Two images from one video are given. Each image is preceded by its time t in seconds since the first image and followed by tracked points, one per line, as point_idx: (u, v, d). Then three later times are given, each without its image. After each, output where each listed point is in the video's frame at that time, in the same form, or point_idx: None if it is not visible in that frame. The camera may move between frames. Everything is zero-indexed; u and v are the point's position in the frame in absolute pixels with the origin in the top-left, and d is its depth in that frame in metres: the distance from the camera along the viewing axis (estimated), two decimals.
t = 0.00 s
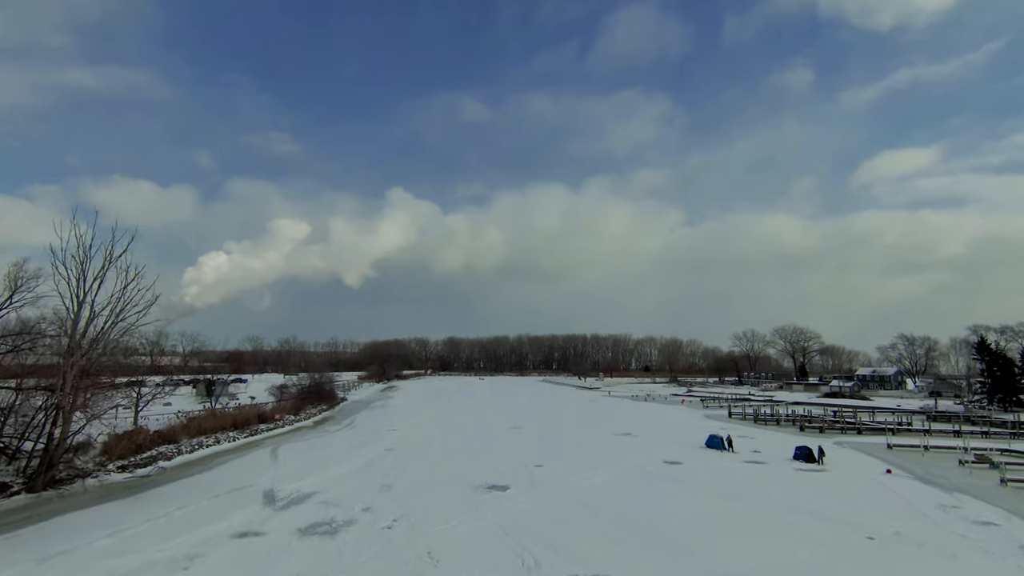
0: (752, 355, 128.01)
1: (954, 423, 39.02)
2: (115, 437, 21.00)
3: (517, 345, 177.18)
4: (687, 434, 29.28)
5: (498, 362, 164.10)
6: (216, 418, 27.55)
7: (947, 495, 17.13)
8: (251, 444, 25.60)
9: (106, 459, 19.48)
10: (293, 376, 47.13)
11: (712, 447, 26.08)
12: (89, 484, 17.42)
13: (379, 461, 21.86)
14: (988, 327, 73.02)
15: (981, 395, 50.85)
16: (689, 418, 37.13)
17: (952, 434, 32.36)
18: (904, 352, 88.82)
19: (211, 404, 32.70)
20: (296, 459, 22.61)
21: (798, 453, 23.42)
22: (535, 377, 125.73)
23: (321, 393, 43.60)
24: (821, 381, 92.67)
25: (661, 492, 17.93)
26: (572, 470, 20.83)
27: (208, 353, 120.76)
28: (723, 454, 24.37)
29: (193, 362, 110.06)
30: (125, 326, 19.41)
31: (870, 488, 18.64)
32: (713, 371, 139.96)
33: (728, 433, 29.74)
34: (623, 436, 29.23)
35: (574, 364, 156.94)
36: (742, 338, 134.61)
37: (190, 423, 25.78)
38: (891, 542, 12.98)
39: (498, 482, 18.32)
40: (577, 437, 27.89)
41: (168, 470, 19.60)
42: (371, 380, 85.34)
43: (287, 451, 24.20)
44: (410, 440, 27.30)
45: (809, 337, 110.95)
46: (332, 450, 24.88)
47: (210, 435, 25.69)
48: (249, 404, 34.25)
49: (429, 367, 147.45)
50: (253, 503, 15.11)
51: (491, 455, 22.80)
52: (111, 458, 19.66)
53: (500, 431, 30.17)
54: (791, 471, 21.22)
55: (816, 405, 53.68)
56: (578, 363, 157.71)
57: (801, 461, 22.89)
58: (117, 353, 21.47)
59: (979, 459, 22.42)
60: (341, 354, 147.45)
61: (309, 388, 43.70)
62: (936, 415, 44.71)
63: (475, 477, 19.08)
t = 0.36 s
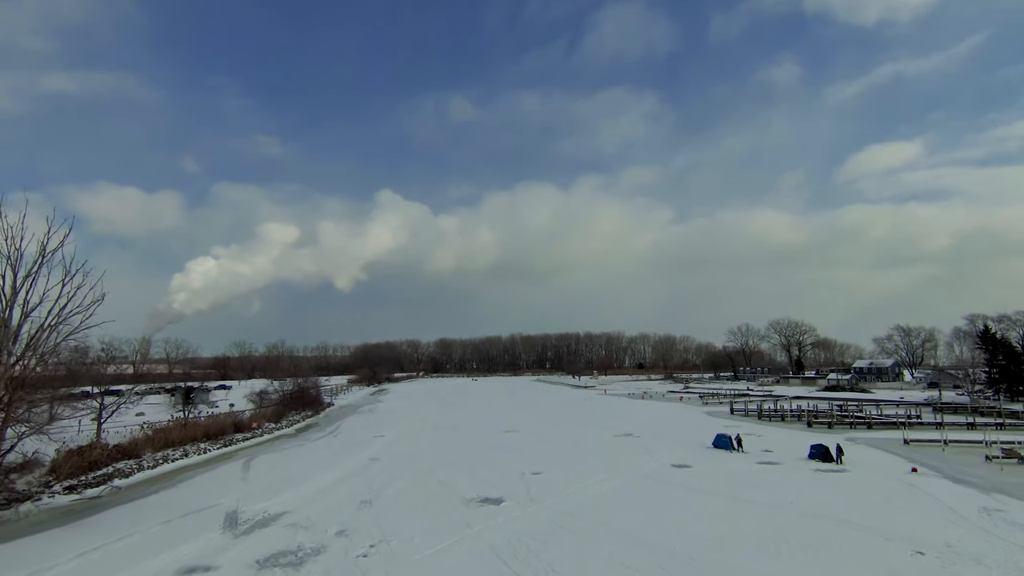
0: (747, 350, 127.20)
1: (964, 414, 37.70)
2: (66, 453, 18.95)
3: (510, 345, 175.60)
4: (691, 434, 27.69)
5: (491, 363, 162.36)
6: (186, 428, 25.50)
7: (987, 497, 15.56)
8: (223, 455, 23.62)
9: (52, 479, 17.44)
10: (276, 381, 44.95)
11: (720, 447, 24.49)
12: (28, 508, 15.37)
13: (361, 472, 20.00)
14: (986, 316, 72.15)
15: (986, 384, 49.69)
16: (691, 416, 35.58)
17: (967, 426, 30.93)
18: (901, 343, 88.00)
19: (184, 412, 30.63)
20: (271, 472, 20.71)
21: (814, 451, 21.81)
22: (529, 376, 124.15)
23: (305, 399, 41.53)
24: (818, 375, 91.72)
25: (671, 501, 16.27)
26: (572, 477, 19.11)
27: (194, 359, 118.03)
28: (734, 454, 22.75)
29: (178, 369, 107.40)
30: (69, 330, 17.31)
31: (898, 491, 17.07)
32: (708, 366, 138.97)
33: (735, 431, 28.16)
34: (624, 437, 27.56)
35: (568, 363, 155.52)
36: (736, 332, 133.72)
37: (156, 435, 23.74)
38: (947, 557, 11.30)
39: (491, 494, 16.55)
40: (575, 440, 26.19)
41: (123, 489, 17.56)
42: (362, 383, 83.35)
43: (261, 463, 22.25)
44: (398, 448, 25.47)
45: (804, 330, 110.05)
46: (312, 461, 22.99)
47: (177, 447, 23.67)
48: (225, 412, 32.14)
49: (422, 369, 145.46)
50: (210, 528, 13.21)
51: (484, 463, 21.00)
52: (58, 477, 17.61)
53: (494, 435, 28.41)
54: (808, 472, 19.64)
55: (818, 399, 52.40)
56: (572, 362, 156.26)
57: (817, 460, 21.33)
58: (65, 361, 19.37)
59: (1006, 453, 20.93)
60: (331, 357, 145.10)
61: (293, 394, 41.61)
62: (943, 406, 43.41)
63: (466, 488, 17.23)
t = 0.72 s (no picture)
0: (745, 345, 125.90)
1: (978, 409, 36.26)
2: (12, 459, 17.09)
3: (505, 341, 174.01)
4: (698, 433, 25.99)
5: (486, 360, 160.66)
6: (155, 430, 23.61)
7: None
8: (194, 460, 21.78)
9: None
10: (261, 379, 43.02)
11: (731, 447, 22.81)
12: None
13: (341, 480, 18.18)
14: (991, 309, 70.86)
15: (996, 378, 48.32)
16: (696, 415, 33.87)
17: (986, 421, 29.45)
18: (903, 337, 86.75)
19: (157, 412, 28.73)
20: (242, 479, 18.86)
21: (834, 452, 20.18)
22: (525, 372, 122.61)
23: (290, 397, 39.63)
24: (819, 369, 90.53)
25: (687, 511, 14.56)
26: (573, 484, 17.36)
27: (184, 357, 115.76)
28: (747, 455, 21.11)
29: (167, 368, 105.18)
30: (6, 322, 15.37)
31: (937, 499, 15.39)
32: (706, 361, 137.67)
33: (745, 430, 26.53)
34: (627, 437, 25.82)
35: (564, 359, 153.82)
36: (735, 327, 132.38)
37: (120, 437, 21.84)
38: None
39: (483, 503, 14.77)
40: (575, 441, 24.44)
41: (72, 500, 15.70)
42: (354, 380, 81.41)
43: (234, 468, 20.42)
44: (384, 450, 23.61)
45: (804, 324, 108.73)
46: (290, 465, 21.16)
47: (144, 451, 21.82)
48: (202, 412, 30.22)
49: (416, 366, 143.53)
50: (158, 550, 11.43)
51: (477, 468, 19.23)
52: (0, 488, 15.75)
53: (488, 436, 26.62)
54: (832, 475, 17.96)
55: (824, 394, 50.80)
56: (568, 358, 154.50)
57: (839, 461, 19.67)
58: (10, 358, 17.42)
59: None
60: (324, 355, 142.95)
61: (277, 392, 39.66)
62: (955, 401, 41.96)
63: (457, 497, 15.50)
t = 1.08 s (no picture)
0: (745, 339, 124.51)
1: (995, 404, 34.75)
2: None
3: (503, 334, 172.51)
4: (707, 432, 24.32)
5: (484, 353, 159.04)
6: (122, 427, 21.85)
7: None
8: (162, 460, 20.03)
9: None
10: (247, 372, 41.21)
11: (744, 446, 21.11)
12: None
13: (318, 483, 16.45)
14: (998, 302, 69.39)
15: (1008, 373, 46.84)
16: (702, 412, 32.22)
17: (1009, 418, 27.92)
18: (906, 331, 85.33)
19: (128, 406, 26.90)
20: (210, 483, 17.11)
21: (857, 452, 18.56)
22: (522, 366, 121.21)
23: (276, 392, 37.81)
24: (821, 363, 89.25)
25: (703, 522, 12.94)
26: (575, 489, 15.65)
27: (175, 350, 113.80)
28: (762, 455, 19.49)
29: (158, 361, 103.24)
30: None
31: (981, 513, 13.72)
32: (705, 355, 136.35)
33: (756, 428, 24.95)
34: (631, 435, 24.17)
35: (562, 353, 152.25)
36: (735, 320, 130.91)
37: (81, 435, 20.09)
38: None
39: (474, 513, 13.03)
40: (576, 439, 22.74)
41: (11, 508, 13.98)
42: (348, 374, 79.74)
43: (203, 469, 18.65)
44: (369, 449, 21.88)
45: (805, 317, 107.24)
46: (266, 466, 19.41)
47: (107, 450, 20.09)
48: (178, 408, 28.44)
49: (412, 359, 141.91)
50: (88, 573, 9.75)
51: (468, 470, 17.49)
52: None
53: (483, 433, 24.96)
54: (859, 479, 16.27)
55: (831, 388, 49.26)
56: (566, 351, 153.05)
57: (864, 463, 17.98)
58: None
59: None
60: (319, 348, 141.16)
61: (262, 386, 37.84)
62: (968, 396, 40.46)
63: (445, 505, 13.83)
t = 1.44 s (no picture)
0: (745, 337, 122.91)
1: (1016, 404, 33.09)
2: None
3: (499, 332, 170.69)
4: (717, 435, 22.54)
5: (480, 351, 157.22)
6: (79, 431, 19.99)
7: None
8: (120, 466, 18.18)
9: None
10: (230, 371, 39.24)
11: (760, 451, 19.34)
12: None
13: (288, 494, 14.63)
14: (1006, 299, 67.76)
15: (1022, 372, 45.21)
16: (709, 413, 30.43)
17: None
18: (910, 329, 83.77)
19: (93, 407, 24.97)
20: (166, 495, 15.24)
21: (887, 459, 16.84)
22: (519, 364, 119.53)
23: (260, 391, 35.91)
24: (824, 361, 87.62)
25: (726, 545, 11.16)
26: (577, 503, 13.85)
27: (165, 348, 111.37)
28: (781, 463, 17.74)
29: (146, 359, 100.81)
30: None
31: None
32: (704, 354, 134.81)
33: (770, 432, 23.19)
34: (636, 439, 22.35)
35: (560, 351, 150.40)
36: (734, 318, 129.13)
37: (31, 439, 18.27)
38: None
39: (461, 534, 11.23)
40: (576, 444, 20.91)
41: None
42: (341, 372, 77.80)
43: (162, 478, 16.79)
44: (350, 454, 20.01)
45: (807, 315, 105.67)
46: (234, 474, 17.54)
47: (60, 456, 18.25)
48: (150, 408, 26.55)
49: (407, 357, 139.93)
50: None
51: (457, 480, 15.66)
52: None
53: (476, 436, 23.15)
54: (894, 491, 14.53)
55: (839, 388, 47.54)
56: (563, 350, 151.26)
57: (896, 471, 16.24)
58: None
59: None
60: (313, 346, 139.10)
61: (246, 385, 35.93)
62: (984, 395, 38.79)
63: (429, 523, 12.01)
